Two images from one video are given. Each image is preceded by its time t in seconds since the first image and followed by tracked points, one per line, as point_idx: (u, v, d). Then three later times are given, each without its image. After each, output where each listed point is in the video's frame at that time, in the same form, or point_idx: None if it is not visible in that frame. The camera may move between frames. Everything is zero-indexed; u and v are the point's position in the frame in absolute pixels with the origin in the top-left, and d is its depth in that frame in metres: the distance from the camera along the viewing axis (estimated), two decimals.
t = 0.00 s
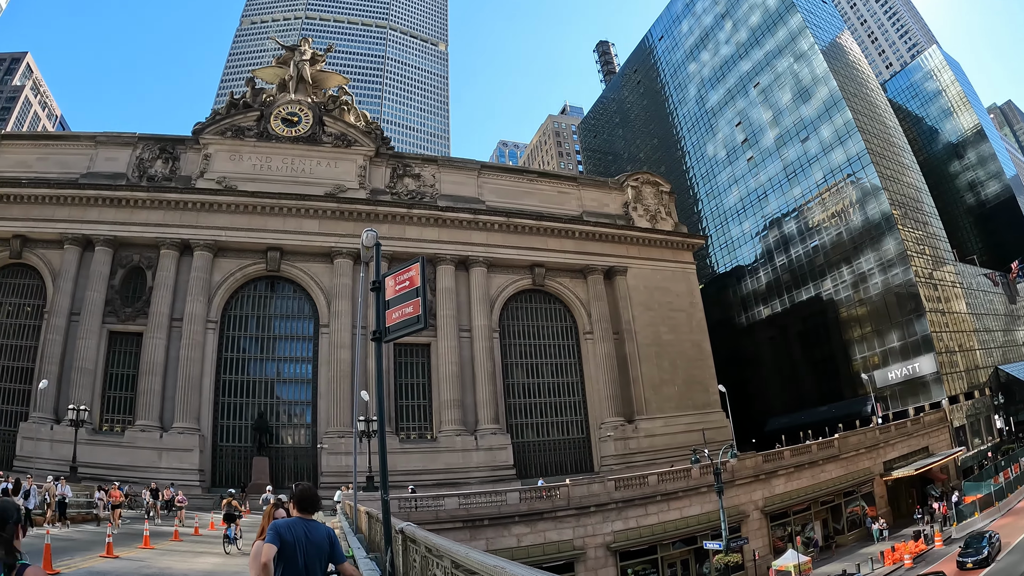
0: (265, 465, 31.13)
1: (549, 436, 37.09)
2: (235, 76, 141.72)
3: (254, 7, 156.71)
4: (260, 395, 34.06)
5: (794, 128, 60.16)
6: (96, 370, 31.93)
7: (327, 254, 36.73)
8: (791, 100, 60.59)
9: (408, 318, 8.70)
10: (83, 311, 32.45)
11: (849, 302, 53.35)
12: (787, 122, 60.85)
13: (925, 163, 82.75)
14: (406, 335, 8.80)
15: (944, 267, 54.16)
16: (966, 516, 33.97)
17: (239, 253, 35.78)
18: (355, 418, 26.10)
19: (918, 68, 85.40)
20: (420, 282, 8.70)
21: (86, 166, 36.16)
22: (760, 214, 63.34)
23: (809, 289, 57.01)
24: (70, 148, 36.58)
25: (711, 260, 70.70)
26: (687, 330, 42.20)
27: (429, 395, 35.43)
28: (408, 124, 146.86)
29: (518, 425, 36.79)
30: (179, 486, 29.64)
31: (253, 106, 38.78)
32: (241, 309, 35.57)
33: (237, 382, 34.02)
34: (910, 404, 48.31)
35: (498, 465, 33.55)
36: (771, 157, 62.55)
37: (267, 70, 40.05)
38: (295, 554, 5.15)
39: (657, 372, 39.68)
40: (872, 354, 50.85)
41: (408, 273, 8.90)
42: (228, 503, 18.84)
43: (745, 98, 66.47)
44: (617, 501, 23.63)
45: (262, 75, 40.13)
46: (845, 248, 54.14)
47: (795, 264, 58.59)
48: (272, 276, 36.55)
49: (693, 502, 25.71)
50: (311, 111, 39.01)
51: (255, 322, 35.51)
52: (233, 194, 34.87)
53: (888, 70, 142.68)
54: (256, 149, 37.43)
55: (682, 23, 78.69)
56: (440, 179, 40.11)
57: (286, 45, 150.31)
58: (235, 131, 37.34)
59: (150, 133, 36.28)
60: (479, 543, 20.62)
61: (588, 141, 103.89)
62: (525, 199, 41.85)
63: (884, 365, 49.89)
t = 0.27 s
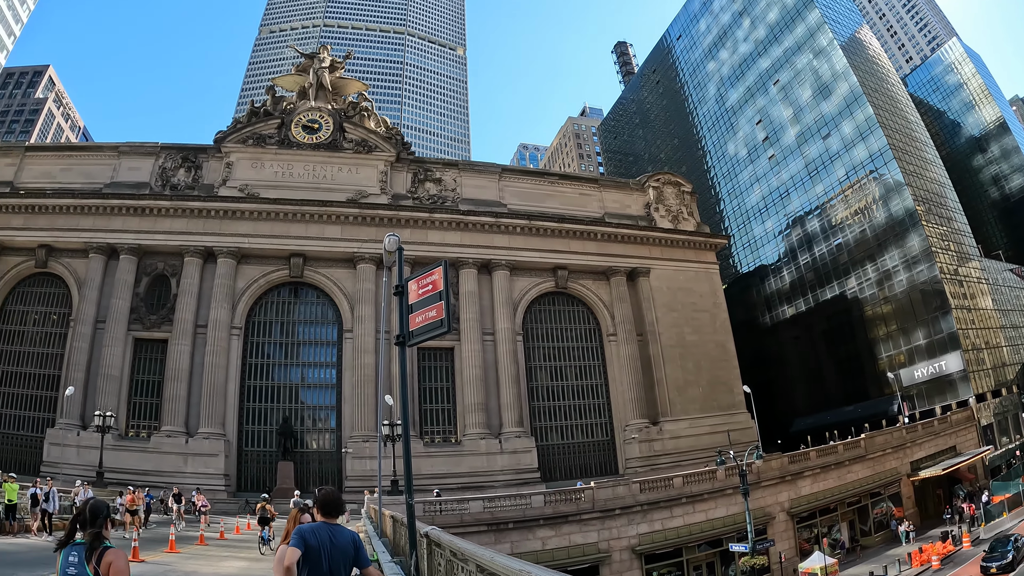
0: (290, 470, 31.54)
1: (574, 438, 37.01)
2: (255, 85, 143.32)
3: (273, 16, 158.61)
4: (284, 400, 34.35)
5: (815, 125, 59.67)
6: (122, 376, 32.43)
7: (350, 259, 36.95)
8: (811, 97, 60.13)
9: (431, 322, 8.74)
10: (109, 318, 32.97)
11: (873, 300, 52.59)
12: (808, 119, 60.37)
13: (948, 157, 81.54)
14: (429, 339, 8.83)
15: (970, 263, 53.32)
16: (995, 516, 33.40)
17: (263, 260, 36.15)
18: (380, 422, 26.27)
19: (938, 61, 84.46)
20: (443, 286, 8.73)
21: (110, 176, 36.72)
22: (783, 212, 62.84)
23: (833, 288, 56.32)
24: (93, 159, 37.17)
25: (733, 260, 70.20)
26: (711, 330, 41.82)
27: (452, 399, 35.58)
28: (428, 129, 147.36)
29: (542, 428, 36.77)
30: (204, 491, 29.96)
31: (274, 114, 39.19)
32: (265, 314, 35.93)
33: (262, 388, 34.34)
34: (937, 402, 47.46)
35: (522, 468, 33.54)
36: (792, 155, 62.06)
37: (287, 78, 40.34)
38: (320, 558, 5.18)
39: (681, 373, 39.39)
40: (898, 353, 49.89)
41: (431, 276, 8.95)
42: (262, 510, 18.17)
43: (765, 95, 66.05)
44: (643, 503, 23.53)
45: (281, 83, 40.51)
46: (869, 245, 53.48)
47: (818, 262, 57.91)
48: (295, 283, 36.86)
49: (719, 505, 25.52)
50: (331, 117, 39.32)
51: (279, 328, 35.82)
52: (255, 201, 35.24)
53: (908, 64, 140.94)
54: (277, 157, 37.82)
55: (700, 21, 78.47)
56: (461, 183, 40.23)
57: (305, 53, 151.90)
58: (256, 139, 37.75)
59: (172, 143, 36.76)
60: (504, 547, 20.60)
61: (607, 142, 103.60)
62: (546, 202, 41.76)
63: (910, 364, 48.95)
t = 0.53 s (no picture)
0: (316, 474, 31.81)
1: (599, 441, 36.90)
2: (275, 93, 145.14)
3: (293, 25, 160.50)
4: (310, 405, 34.65)
5: (837, 121, 59.10)
6: (148, 383, 32.90)
7: (373, 264, 37.15)
8: (832, 92, 59.57)
9: (455, 326, 8.78)
10: (136, 325, 33.49)
11: (899, 297, 51.73)
12: (829, 115, 59.79)
13: (972, 151, 80.24)
14: (454, 342, 8.84)
15: (997, 258, 52.36)
16: None
17: (287, 266, 36.49)
18: (405, 426, 26.38)
19: (959, 53, 83.50)
20: (467, 290, 8.74)
21: (134, 186, 37.34)
22: (806, 210, 62.21)
23: (858, 285, 55.56)
24: (118, 169, 37.83)
25: (758, 259, 69.56)
26: (736, 330, 41.33)
27: (478, 402, 35.71)
28: (449, 133, 148.09)
29: (567, 431, 36.72)
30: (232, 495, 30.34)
31: (295, 121, 39.55)
32: (290, 320, 36.30)
33: (289, 393, 34.67)
34: (965, 401, 46.49)
35: (548, 471, 33.48)
36: (814, 152, 61.47)
37: (307, 86, 40.64)
38: (345, 564, 5.18)
39: (707, 374, 39.01)
40: (925, 350, 49.02)
41: (454, 280, 8.99)
42: (298, 513, 19.48)
43: (786, 92, 65.46)
44: (669, 505, 23.41)
45: (302, 91, 40.85)
46: (893, 241, 52.73)
47: (843, 260, 57.20)
48: (320, 288, 37.18)
49: (745, 506, 25.31)
50: (352, 124, 39.61)
51: (304, 333, 36.13)
52: (279, 208, 35.59)
53: (929, 57, 138.89)
54: (300, 164, 38.20)
55: (718, 19, 78.12)
56: (483, 187, 40.29)
57: (325, 60, 153.36)
58: (278, 146, 38.24)
59: (196, 152, 37.31)
60: (530, 550, 20.62)
61: (628, 142, 103.16)
62: (568, 204, 41.63)
63: (937, 361, 48.06)
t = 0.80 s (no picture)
0: (339, 478, 32.03)
1: (622, 442, 36.74)
2: (294, 99, 146.74)
3: (310, 32, 162.08)
4: (333, 409, 34.90)
5: (856, 116, 58.50)
6: (172, 388, 33.33)
7: (394, 268, 37.25)
8: (851, 88, 58.97)
9: (477, 328, 8.79)
10: (159, 332, 33.95)
11: (922, 293, 50.88)
12: (848, 111, 59.21)
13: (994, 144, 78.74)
14: (476, 345, 8.86)
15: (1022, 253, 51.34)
16: None
17: (308, 271, 36.77)
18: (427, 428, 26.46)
19: (978, 45, 83.07)
20: (489, 291, 8.76)
21: (155, 194, 37.88)
22: (827, 206, 61.53)
23: (881, 282, 54.77)
24: (139, 177, 38.37)
25: (780, 257, 68.90)
26: (758, 330, 40.88)
27: (500, 404, 35.81)
28: (468, 136, 148.65)
29: (590, 432, 36.63)
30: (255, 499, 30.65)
31: (314, 127, 39.87)
32: (312, 324, 36.60)
33: (311, 397, 34.97)
34: (991, 398, 45.13)
35: (571, 473, 33.37)
36: (834, 148, 60.82)
37: (326, 91, 40.94)
38: (368, 565, 5.19)
39: (729, 374, 38.64)
40: (949, 347, 48.20)
41: (476, 282, 9.03)
42: (330, 517, 20.52)
43: (805, 88, 64.87)
44: (692, 506, 23.25)
45: (321, 97, 41.16)
46: (915, 237, 51.99)
47: (865, 256, 56.49)
48: (341, 293, 37.40)
49: (769, 507, 25.11)
50: (371, 128, 39.85)
51: (326, 338, 36.40)
52: (299, 214, 35.89)
53: (948, 49, 136.80)
54: (319, 169, 38.50)
55: (735, 17, 77.68)
56: (503, 189, 40.33)
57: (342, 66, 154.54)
58: (298, 152, 38.52)
59: (216, 159, 37.78)
60: (553, 552, 20.58)
61: (647, 142, 102.72)
62: (588, 205, 41.53)
63: (962, 358, 47.16)
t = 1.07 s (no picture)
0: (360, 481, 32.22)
1: (642, 443, 36.59)
2: (310, 105, 148.16)
3: (325, 38, 163.51)
4: (354, 412, 35.09)
5: (874, 111, 57.85)
6: (194, 393, 33.73)
7: (414, 271, 37.40)
8: (869, 82, 58.37)
9: (498, 330, 8.83)
10: (181, 337, 34.35)
11: (944, 290, 50.13)
12: (866, 106, 58.55)
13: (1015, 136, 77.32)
14: (497, 347, 8.91)
15: None
16: None
17: (328, 275, 37.05)
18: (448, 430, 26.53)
19: (995, 36, 81.94)
20: (509, 294, 8.82)
21: (176, 201, 38.36)
22: (846, 203, 60.87)
23: (901, 279, 54.03)
24: (159, 185, 38.90)
25: (800, 255, 68.25)
26: (779, 328, 40.47)
27: (521, 407, 35.85)
28: (484, 138, 149.06)
29: (610, 433, 36.53)
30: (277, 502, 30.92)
31: (332, 132, 40.17)
32: (333, 328, 36.86)
33: (332, 401, 35.20)
34: (1015, 395, 44.00)
35: (592, 474, 33.29)
36: (853, 144, 60.18)
37: (342, 97, 41.24)
38: (391, 568, 5.18)
39: (750, 373, 38.31)
40: (972, 344, 47.40)
41: (496, 284, 9.08)
42: (356, 518, 20.86)
43: (821, 84, 64.23)
44: (714, 507, 23.08)
45: (337, 102, 41.48)
46: (936, 233, 51.28)
47: (885, 253, 55.78)
48: (361, 296, 37.63)
49: (792, 507, 24.89)
50: (388, 132, 40.05)
51: (346, 341, 36.64)
52: (318, 218, 36.16)
53: (965, 42, 134.78)
54: (337, 174, 38.78)
55: (750, 13, 77.18)
56: (521, 191, 40.35)
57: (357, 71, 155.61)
58: (315, 157, 38.89)
59: (234, 166, 38.26)
60: (575, 553, 20.54)
61: (664, 141, 102.17)
62: (606, 205, 41.41)
63: (985, 355, 46.24)
